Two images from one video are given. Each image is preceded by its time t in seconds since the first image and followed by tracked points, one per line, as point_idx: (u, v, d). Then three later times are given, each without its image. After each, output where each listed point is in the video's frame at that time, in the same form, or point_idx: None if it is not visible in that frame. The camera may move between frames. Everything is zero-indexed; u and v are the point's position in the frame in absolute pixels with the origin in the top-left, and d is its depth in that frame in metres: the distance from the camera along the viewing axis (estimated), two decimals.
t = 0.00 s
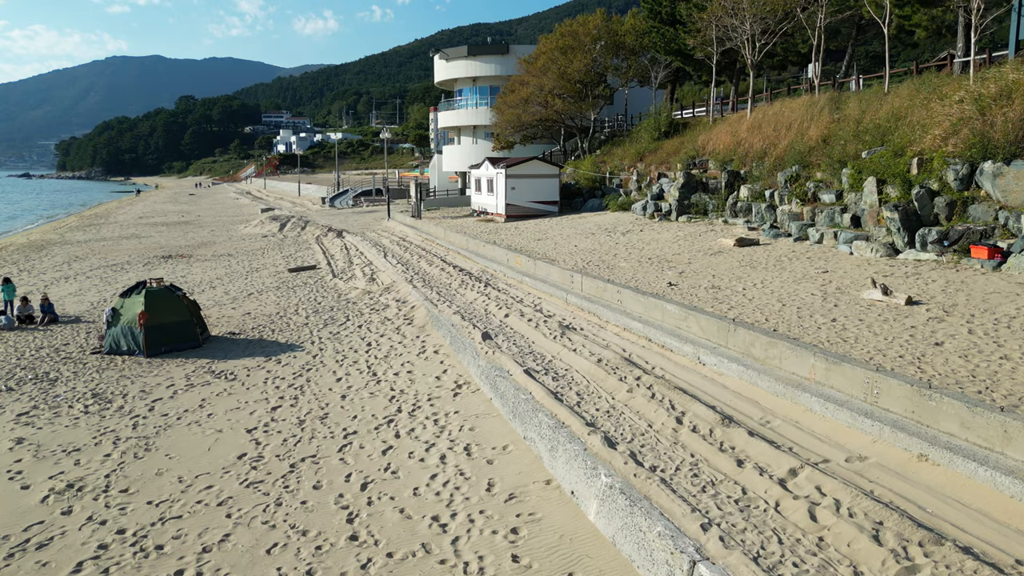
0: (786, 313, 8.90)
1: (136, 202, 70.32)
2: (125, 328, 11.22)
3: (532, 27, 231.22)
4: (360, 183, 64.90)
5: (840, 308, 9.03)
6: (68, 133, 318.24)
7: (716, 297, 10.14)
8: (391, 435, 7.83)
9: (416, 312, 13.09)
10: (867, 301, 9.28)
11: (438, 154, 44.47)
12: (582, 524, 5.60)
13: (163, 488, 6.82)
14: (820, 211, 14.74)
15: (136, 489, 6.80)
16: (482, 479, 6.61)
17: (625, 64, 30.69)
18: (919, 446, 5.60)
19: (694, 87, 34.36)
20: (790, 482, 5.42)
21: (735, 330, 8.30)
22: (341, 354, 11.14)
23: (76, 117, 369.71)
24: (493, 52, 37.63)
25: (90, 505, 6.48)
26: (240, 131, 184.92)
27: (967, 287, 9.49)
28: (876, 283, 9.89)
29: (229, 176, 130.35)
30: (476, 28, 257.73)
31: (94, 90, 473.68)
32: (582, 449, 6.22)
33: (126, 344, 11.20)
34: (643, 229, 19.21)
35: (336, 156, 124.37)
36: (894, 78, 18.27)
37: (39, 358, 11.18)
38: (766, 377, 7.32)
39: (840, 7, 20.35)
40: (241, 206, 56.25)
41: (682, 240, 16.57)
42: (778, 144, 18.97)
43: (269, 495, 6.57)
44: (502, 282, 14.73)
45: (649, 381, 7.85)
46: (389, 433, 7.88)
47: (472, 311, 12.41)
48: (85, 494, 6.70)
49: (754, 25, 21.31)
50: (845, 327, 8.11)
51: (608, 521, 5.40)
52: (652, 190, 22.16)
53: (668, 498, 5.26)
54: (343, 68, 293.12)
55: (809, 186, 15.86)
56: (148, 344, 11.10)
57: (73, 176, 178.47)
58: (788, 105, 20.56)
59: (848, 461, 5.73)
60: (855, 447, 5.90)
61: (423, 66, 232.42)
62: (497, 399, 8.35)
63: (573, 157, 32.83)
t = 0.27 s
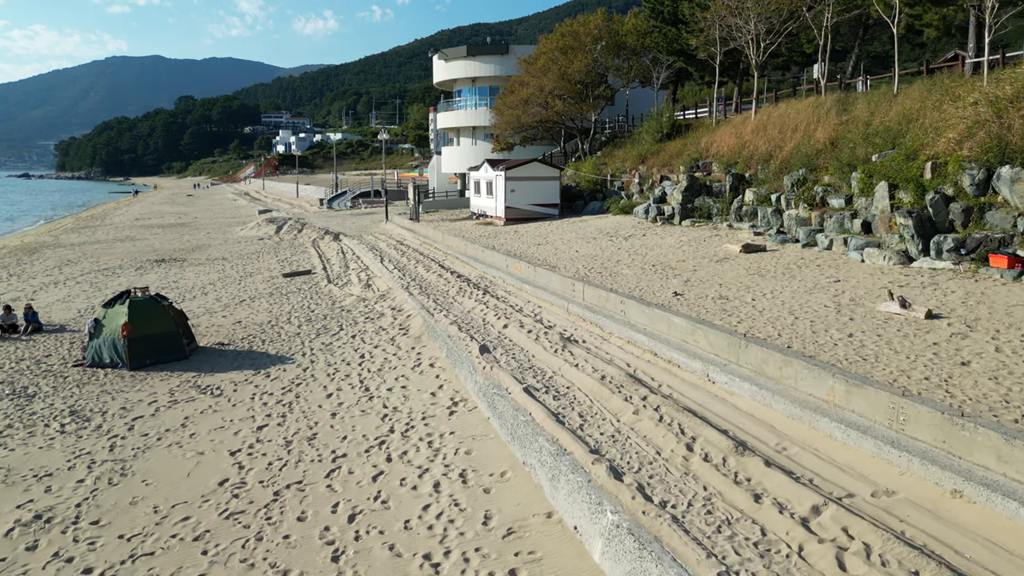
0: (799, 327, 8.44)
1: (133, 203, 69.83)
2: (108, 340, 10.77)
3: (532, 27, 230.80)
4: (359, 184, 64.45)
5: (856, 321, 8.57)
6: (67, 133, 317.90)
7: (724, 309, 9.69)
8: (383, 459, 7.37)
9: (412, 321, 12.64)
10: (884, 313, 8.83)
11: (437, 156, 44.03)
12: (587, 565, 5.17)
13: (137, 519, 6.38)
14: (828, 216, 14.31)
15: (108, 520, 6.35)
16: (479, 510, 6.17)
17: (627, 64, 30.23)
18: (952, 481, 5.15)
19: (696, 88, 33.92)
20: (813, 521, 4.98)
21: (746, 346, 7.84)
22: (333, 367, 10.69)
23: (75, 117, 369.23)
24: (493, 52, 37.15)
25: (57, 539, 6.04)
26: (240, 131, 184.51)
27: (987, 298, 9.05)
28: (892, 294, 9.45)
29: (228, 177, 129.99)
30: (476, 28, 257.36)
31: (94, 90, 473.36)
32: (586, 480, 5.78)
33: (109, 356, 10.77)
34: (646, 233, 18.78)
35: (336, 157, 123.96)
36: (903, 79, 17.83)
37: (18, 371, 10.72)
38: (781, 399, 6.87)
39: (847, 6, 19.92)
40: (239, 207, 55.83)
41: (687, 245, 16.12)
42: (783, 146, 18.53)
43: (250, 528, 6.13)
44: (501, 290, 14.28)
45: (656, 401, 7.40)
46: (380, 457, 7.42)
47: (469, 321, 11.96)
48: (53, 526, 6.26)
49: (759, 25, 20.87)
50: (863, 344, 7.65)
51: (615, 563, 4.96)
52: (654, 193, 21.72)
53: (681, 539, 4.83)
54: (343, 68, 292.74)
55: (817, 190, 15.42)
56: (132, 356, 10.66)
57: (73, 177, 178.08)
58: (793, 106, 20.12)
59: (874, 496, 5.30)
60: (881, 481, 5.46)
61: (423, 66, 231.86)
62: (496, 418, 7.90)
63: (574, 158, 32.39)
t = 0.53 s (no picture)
0: (812, 346, 8.05)
1: (131, 205, 69.44)
2: (92, 355, 10.38)
3: (532, 27, 230.45)
4: (358, 185, 64.02)
5: (871, 340, 8.18)
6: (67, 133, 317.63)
7: (733, 325, 9.30)
8: (375, 488, 6.97)
9: (408, 334, 12.26)
10: (900, 331, 8.45)
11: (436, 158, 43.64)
12: None
13: (111, 557, 5.99)
14: (837, 224, 13.92)
15: (80, 559, 5.96)
16: (475, 549, 5.77)
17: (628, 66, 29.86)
18: (987, 525, 4.74)
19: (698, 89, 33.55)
20: (837, 572, 4.58)
21: (757, 368, 7.45)
22: (325, 384, 10.29)
23: (74, 117, 368.83)
24: (493, 54, 36.75)
25: None
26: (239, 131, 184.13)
27: (1008, 314, 8.68)
28: (908, 310, 9.07)
29: (227, 177, 129.61)
30: (476, 28, 256.93)
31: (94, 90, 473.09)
32: (590, 520, 5.38)
33: (94, 372, 10.38)
34: (648, 239, 18.40)
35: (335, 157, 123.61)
36: (911, 82, 17.46)
37: None
38: (797, 426, 6.47)
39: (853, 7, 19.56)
40: (237, 209, 55.46)
41: (690, 253, 15.73)
42: (789, 151, 18.14)
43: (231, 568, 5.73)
44: (500, 300, 13.88)
45: (663, 427, 7.00)
46: (372, 486, 7.03)
47: (467, 334, 11.56)
48: (21, 566, 5.87)
49: (763, 27, 20.51)
50: (880, 366, 7.26)
51: None
52: (656, 198, 21.34)
53: None
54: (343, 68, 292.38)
55: (824, 197, 15.03)
56: (117, 372, 10.27)
57: (72, 177, 177.74)
58: (799, 110, 19.75)
59: (902, 541, 4.91)
60: (909, 523, 5.06)
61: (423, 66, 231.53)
62: (494, 444, 7.50)
63: (574, 161, 32.01)
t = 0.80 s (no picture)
0: (825, 366, 7.71)
1: (129, 207, 69.09)
2: (77, 372, 10.05)
3: (532, 28, 230.30)
4: (358, 187, 63.70)
5: (887, 360, 7.84)
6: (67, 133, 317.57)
7: (741, 342, 8.95)
8: (367, 520, 6.62)
9: (405, 347, 11.91)
10: (916, 350, 8.11)
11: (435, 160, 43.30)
12: None
13: None
14: (844, 233, 13.58)
15: None
16: None
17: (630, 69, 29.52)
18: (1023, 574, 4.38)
19: (700, 91, 33.21)
20: None
21: (768, 391, 7.10)
22: (318, 401, 9.94)
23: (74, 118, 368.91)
24: (493, 56, 36.40)
25: None
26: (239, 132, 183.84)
27: None
28: (923, 328, 8.73)
29: (227, 179, 129.39)
30: (476, 29, 256.61)
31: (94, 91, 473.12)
32: (596, 563, 5.03)
33: (78, 390, 10.04)
34: (650, 246, 18.06)
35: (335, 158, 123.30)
36: (921, 87, 17.14)
37: None
38: (812, 456, 6.12)
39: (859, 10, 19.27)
40: (236, 212, 55.14)
41: (694, 261, 15.39)
42: (794, 156, 17.81)
43: None
44: (500, 311, 13.53)
45: (670, 455, 6.65)
46: (364, 517, 6.69)
47: (465, 348, 11.20)
48: None
49: (767, 30, 20.21)
50: (898, 390, 6.93)
51: None
52: (659, 203, 21.00)
53: None
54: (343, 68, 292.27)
55: (832, 204, 14.68)
56: (103, 390, 9.94)
57: (71, 178, 177.53)
58: (804, 114, 19.41)
59: None
60: (938, 570, 4.71)
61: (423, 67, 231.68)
62: (493, 470, 7.14)
63: (575, 164, 31.67)
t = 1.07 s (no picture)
0: (837, 389, 7.42)
1: (128, 209, 68.84)
2: (64, 389, 9.77)
3: (532, 28, 230.05)
4: (357, 189, 63.45)
5: (901, 382, 7.55)
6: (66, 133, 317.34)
7: (748, 360, 8.65)
8: (360, 554, 6.32)
9: (402, 360, 11.62)
10: (932, 371, 7.82)
11: (435, 163, 43.01)
12: None
13: None
14: (851, 243, 13.29)
15: None
16: None
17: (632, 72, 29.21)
18: None
19: (702, 94, 32.94)
20: None
21: (779, 416, 6.80)
22: (312, 419, 9.64)
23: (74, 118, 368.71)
24: (492, 58, 36.05)
25: None
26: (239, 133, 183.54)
27: None
28: (937, 347, 8.45)
29: (226, 179, 129.09)
30: (476, 29, 256.36)
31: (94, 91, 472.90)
32: None
33: (65, 408, 9.76)
34: (653, 254, 17.78)
35: (335, 159, 123.05)
36: (928, 92, 16.86)
37: None
38: (826, 489, 5.82)
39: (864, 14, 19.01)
40: (235, 214, 54.87)
41: (697, 270, 15.09)
42: (798, 162, 17.51)
43: None
44: (499, 322, 13.23)
45: (678, 485, 6.35)
46: (357, 550, 6.39)
47: (464, 362, 10.91)
48: None
49: (771, 33, 19.95)
50: (915, 417, 6.63)
51: None
52: (661, 209, 20.71)
53: None
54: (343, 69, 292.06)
55: (838, 212, 14.40)
56: (90, 409, 9.67)
57: (70, 179, 177.22)
58: (808, 119, 19.13)
59: None
60: None
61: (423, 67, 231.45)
62: (492, 499, 6.84)
63: (575, 168, 31.40)
